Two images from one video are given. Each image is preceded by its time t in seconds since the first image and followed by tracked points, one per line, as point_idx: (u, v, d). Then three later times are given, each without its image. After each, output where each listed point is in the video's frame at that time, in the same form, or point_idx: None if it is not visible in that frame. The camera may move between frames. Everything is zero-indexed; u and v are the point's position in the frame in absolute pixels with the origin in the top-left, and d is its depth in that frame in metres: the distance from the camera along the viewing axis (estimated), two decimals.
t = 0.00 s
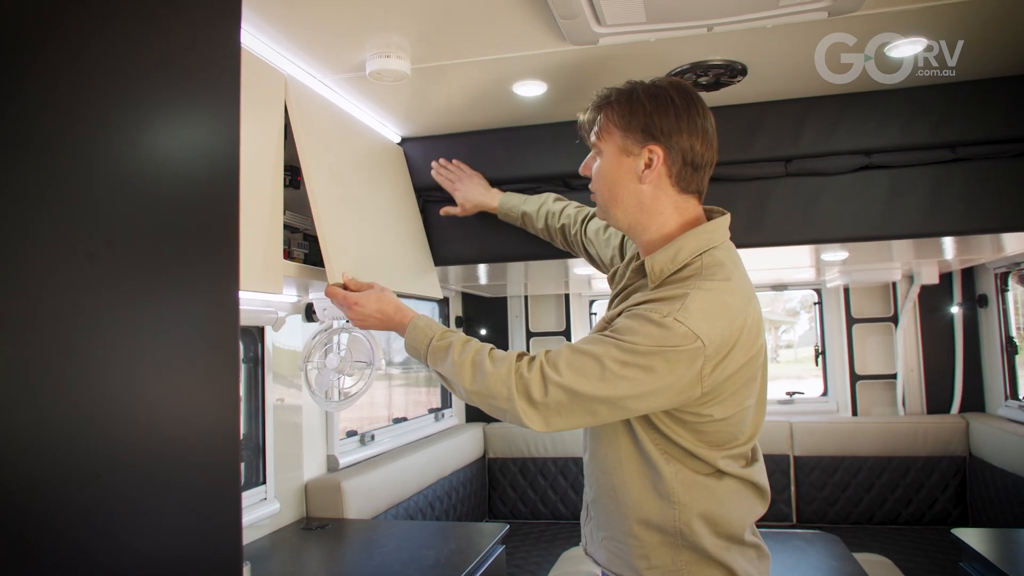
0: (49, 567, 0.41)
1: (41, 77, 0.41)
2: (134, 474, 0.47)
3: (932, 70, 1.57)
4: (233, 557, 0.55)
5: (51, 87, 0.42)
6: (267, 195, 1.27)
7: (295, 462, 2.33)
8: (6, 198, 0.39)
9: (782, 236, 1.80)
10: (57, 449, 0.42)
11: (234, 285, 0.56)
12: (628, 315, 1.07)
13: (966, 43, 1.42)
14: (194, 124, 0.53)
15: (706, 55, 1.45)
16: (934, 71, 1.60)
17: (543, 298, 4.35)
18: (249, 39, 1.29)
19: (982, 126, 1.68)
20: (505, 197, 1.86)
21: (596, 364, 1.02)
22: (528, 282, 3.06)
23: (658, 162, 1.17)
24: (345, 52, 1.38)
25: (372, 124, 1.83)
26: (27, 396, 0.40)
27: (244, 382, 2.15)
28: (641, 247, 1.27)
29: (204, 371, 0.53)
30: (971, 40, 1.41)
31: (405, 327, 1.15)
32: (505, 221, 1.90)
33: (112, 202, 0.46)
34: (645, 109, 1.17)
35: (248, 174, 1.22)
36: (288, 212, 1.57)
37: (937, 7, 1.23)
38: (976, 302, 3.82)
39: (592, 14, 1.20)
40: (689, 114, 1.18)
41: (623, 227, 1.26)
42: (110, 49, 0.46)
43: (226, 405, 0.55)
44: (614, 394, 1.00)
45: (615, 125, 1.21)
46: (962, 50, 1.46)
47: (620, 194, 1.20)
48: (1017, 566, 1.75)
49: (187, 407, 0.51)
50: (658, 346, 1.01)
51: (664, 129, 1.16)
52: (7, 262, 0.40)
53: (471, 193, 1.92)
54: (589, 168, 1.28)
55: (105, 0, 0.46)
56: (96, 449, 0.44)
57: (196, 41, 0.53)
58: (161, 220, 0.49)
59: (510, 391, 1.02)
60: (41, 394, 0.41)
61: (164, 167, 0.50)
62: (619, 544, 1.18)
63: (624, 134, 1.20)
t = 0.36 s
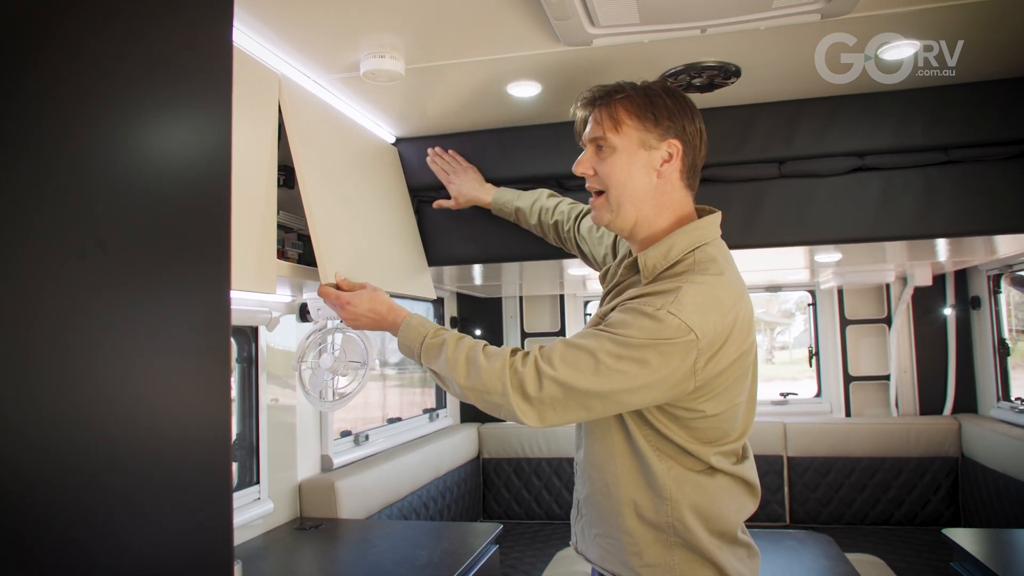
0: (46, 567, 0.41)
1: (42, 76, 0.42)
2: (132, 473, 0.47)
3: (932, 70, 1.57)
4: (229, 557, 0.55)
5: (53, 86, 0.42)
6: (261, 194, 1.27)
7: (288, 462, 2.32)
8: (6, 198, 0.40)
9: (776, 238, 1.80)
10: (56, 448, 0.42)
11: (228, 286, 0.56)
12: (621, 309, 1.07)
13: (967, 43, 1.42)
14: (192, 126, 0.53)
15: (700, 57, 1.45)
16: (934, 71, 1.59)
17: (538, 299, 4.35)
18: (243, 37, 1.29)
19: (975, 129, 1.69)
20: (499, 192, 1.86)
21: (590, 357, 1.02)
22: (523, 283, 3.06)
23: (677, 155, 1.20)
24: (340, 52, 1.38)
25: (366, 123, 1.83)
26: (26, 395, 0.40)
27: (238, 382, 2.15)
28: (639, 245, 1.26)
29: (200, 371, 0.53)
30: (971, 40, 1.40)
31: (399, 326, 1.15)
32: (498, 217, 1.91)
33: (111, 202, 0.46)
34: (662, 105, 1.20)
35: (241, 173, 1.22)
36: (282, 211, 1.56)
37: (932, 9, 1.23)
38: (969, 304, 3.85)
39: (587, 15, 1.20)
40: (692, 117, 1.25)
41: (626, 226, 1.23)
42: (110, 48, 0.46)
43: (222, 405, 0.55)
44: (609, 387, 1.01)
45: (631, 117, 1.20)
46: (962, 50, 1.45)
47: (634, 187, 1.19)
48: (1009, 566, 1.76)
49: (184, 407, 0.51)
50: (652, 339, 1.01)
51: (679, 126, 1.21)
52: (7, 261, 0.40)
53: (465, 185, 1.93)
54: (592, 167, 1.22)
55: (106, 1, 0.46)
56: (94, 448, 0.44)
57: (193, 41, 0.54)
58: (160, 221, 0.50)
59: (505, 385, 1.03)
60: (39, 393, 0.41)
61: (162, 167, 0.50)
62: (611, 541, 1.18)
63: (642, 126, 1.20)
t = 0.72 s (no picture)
0: (46, 566, 0.41)
1: (44, 78, 0.42)
2: (132, 473, 0.47)
3: (932, 70, 1.57)
4: (228, 556, 0.55)
5: (53, 87, 0.43)
6: (261, 195, 1.27)
7: (288, 463, 2.32)
8: (6, 199, 0.40)
9: (774, 238, 1.81)
10: (56, 448, 0.42)
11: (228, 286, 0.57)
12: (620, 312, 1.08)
13: (967, 43, 1.42)
14: (192, 126, 0.53)
15: (699, 58, 1.46)
16: (934, 71, 1.59)
17: (537, 300, 4.36)
18: (242, 39, 1.29)
19: (973, 129, 1.70)
20: (499, 190, 1.87)
21: (588, 360, 1.02)
22: (523, 283, 3.07)
23: (643, 164, 1.17)
24: (340, 53, 1.39)
25: (366, 125, 1.84)
26: (26, 394, 0.41)
27: (237, 382, 2.15)
28: (633, 247, 1.28)
29: (200, 371, 0.53)
30: (971, 40, 1.41)
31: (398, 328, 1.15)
32: (498, 213, 1.91)
33: (111, 202, 0.46)
34: (634, 111, 1.18)
35: (240, 174, 1.22)
36: (281, 212, 1.57)
37: (929, 10, 1.24)
38: (968, 304, 3.85)
39: (585, 17, 1.21)
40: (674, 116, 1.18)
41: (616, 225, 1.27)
42: (111, 49, 0.47)
43: (222, 405, 0.55)
44: (606, 389, 1.01)
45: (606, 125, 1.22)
46: (962, 50, 1.46)
47: (608, 194, 1.22)
48: (1008, 567, 1.76)
49: (184, 407, 0.52)
50: (649, 341, 1.02)
51: (647, 132, 1.17)
52: (7, 262, 0.40)
53: (465, 185, 1.93)
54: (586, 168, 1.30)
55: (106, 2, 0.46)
56: (94, 447, 0.44)
57: (194, 43, 0.54)
58: (161, 221, 0.50)
59: (503, 387, 1.03)
60: (40, 392, 0.41)
61: (162, 168, 0.50)
62: (614, 540, 1.18)
63: (614, 134, 1.21)
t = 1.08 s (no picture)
0: (46, 566, 0.41)
1: (44, 78, 0.42)
2: (133, 472, 0.47)
3: (932, 69, 1.56)
4: (228, 555, 0.55)
5: (53, 86, 0.43)
6: (261, 195, 1.27)
7: (288, 464, 2.32)
8: (3, 199, 0.40)
9: (775, 239, 1.81)
10: (55, 446, 0.42)
11: (228, 285, 0.56)
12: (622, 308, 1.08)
13: (967, 43, 1.42)
14: (192, 125, 0.53)
15: (699, 59, 1.46)
16: (934, 72, 1.59)
17: (537, 301, 4.36)
18: (242, 38, 1.29)
19: (972, 130, 1.70)
20: (499, 192, 1.87)
21: (591, 356, 1.03)
22: (523, 285, 3.07)
23: (682, 161, 1.22)
24: (340, 54, 1.39)
25: (366, 126, 1.84)
26: (26, 393, 0.41)
27: (237, 383, 2.15)
28: (638, 243, 1.27)
29: (201, 371, 0.53)
30: (971, 41, 1.41)
31: (400, 327, 1.15)
32: (499, 215, 1.91)
33: (111, 202, 0.46)
34: (672, 110, 1.22)
35: (241, 174, 1.22)
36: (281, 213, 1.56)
37: (930, 11, 1.24)
38: (968, 306, 3.85)
39: (585, 18, 1.21)
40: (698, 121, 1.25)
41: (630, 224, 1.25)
42: (111, 49, 0.47)
43: (223, 404, 0.55)
44: (610, 385, 1.01)
45: (641, 118, 1.21)
46: (962, 50, 1.45)
47: (637, 187, 1.20)
48: (1008, 568, 1.76)
49: (185, 407, 0.52)
50: (652, 337, 1.02)
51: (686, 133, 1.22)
52: (7, 262, 0.40)
53: (465, 186, 1.93)
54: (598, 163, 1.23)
55: (106, 1, 0.46)
56: (94, 447, 0.44)
57: (195, 42, 0.54)
58: (161, 221, 0.50)
59: (506, 384, 1.03)
60: (41, 391, 0.41)
61: (162, 167, 0.50)
62: (615, 539, 1.18)
63: (652, 129, 1.21)
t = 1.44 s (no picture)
0: (47, 566, 0.41)
1: (44, 78, 0.42)
2: (133, 472, 0.47)
3: (932, 69, 1.57)
4: (229, 555, 0.55)
5: (53, 86, 0.42)
6: (260, 195, 1.27)
7: (288, 464, 2.32)
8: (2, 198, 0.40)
9: (775, 237, 1.81)
10: (56, 446, 0.42)
11: (228, 286, 0.56)
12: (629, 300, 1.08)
13: (967, 42, 1.42)
14: (192, 125, 0.53)
15: (698, 58, 1.46)
16: (934, 71, 1.59)
17: (537, 300, 4.36)
18: (242, 37, 1.29)
19: (972, 129, 1.70)
20: (496, 191, 1.86)
21: (598, 346, 1.03)
22: (523, 283, 3.06)
23: (686, 155, 1.21)
24: (339, 53, 1.39)
25: (365, 125, 1.84)
26: (26, 394, 0.41)
27: (237, 382, 2.15)
28: (645, 239, 1.27)
29: (201, 371, 0.53)
30: (971, 40, 1.41)
31: (402, 325, 1.15)
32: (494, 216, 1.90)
33: (110, 202, 0.46)
34: (674, 104, 1.21)
35: (240, 173, 1.22)
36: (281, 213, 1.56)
37: (930, 9, 1.24)
38: (967, 304, 3.86)
39: (585, 17, 1.21)
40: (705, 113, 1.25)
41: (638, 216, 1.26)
42: (110, 49, 0.46)
43: (223, 404, 0.55)
44: (617, 375, 1.01)
45: (642, 113, 1.21)
46: (962, 50, 1.46)
47: (642, 183, 1.21)
48: (1008, 565, 1.77)
49: (185, 407, 0.52)
50: (660, 328, 1.02)
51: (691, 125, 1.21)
52: (7, 262, 0.40)
53: (462, 184, 1.92)
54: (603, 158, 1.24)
55: (105, 1, 0.46)
56: (94, 447, 0.44)
57: (194, 41, 0.54)
58: (161, 220, 0.50)
59: (512, 374, 1.03)
60: (41, 391, 0.41)
61: (162, 166, 0.50)
62: (615, 539, 1.16)
63: (654, 123, 1.21)
